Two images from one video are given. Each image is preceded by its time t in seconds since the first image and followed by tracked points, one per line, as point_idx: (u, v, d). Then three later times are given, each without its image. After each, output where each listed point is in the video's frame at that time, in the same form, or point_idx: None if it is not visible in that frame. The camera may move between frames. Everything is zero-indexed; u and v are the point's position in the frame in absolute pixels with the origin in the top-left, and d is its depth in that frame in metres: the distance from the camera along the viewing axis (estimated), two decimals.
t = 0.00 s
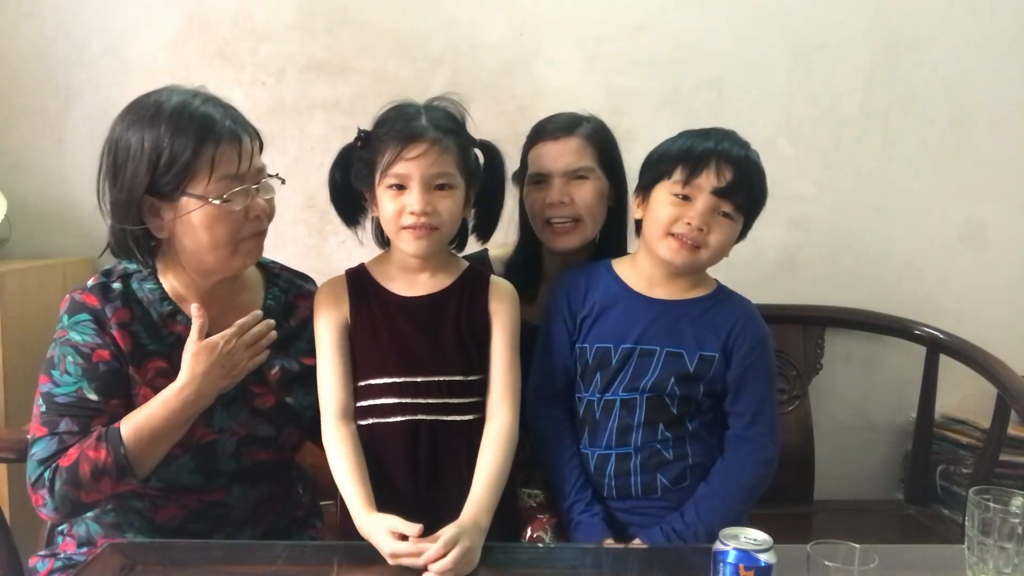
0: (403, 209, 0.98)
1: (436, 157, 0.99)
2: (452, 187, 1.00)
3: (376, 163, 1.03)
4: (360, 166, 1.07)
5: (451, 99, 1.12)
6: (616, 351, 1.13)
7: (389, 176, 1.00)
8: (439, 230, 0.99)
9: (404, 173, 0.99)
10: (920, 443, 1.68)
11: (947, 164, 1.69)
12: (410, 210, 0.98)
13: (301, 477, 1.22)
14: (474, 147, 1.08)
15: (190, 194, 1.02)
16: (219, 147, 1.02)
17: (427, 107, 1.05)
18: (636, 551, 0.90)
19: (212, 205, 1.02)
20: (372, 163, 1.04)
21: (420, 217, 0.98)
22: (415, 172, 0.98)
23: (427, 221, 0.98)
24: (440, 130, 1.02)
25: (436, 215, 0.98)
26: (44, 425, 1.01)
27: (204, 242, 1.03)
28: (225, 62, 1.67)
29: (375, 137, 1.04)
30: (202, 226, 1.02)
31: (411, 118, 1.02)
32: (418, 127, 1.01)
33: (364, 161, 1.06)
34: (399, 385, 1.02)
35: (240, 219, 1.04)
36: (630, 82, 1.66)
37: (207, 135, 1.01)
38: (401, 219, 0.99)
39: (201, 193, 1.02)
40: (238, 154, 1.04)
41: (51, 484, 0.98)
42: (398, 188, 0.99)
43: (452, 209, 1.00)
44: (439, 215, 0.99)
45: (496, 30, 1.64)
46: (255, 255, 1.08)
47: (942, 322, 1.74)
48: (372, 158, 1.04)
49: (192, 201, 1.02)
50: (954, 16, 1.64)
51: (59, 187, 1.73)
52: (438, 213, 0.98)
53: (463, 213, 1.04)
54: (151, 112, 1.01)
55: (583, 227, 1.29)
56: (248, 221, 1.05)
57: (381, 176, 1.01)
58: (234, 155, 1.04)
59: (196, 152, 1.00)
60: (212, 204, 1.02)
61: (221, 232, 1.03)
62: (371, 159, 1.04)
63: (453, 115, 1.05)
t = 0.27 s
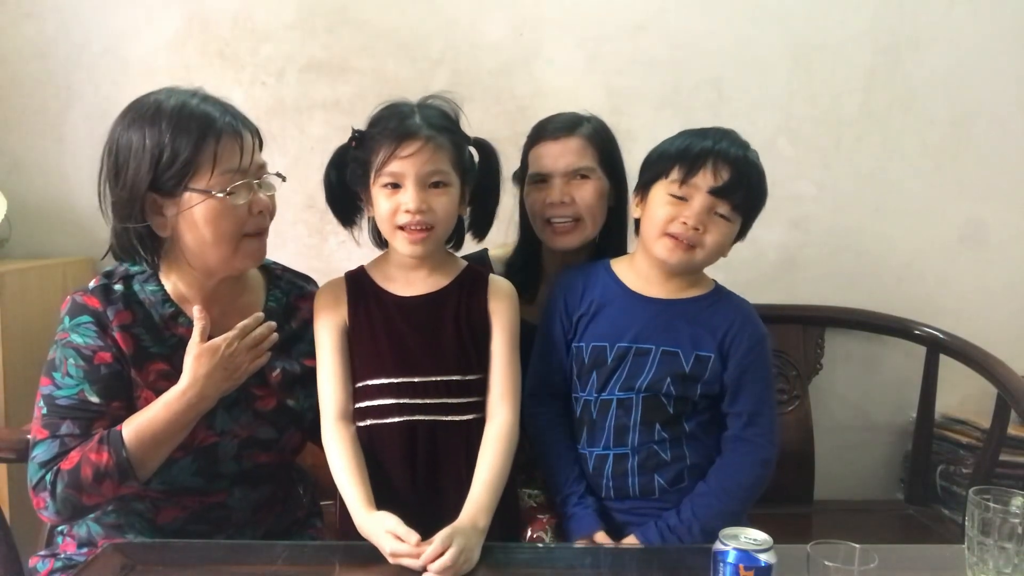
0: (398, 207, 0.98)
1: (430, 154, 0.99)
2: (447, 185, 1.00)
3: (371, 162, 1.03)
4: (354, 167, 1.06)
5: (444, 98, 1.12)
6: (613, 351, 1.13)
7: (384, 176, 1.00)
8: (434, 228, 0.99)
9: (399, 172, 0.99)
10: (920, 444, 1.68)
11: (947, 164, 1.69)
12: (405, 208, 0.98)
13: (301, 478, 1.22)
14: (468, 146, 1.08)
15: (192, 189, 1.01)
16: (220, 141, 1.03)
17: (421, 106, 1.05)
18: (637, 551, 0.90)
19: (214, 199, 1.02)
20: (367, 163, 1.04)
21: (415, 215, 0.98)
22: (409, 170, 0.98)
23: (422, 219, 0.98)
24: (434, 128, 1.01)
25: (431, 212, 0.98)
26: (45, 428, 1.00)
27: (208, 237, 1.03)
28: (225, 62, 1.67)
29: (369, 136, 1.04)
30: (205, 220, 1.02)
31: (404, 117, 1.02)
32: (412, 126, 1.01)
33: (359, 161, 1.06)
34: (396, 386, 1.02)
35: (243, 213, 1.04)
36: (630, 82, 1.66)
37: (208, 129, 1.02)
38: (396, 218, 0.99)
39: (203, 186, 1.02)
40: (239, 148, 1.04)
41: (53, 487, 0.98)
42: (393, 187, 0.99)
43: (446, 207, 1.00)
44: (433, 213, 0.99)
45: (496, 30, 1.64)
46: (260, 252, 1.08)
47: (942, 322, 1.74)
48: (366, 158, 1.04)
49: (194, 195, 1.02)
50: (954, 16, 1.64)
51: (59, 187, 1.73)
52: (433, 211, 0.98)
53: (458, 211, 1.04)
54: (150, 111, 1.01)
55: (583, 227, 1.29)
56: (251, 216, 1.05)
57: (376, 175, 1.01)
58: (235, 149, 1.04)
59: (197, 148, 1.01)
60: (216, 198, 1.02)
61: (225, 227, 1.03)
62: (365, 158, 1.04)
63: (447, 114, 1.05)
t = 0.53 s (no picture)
0: (397, 202, 0.98)
1: (429, 148, 0.99)
2: (446, 179, 1.00)
3: (369, 160, 1.03)
4: (354, 165, 1.06)
5: (441, 96, 1.13)
6: (612, 352, 1.13)
7: (382, 171, 1.00)
8: (434, 223, 0.99)
9: (397, 166, 0.99)
10: (920, 444, 1.68)
11: (947, 164, 1.69)
12: (405, 203, 0.98)
13: (300, 478, 1.22)
14: (466, 143, 1.08)
15: (190, 186, 1.01)
16: (219, 139, 1.03)
17: (418, 103, 1.05)
18: (636, 552, 0.90)
19: (212, 196, 1.02)
20: (365, 162, 1.04)
21: (414, 209, 0.97)
22: (408, 165, 0.98)
23: (422, 213, 0.98)
24: (431, 124, 1.02)
25: (431, 207, 0.98)
26: (41, 431, 1.00)
27: (203, 234, 1.03)
28: (225, 62, 1.67)
29: (366, 135, 1.04)
30: (202, 218, 1.02)
31: (401, 114, 1.02)
32: (410, 122, 1.01)
33: (358, 159, 1.06)
34: (397, 388, 1.03)
35: (240, 211, 1.04)
36: (630, 82, 1.66)
37: (207, 127, 1.02)
38: (395, 213, 0.98)
39: (202, 184, 1.02)
40: (238, 147, 1.05)
41: (49, 490, 0.98)
42: (392, 182, 0.99)
43: (446, 201, 1.00)
44: (433, 207, 0.98)
45: (496, 30, 1.64)
46: (254, 252, 1.08)
47: (942, 322, 1.74)
48: (365, 156, 1.04)
49: (192, 192, 1.01)
50: (954, 16, 1.64)
51: (58, 188, 1.73)
52: (433, 205, 0.98)
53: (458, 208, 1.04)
54: (148, 108, 1.01)
55: (584, 227, 1.29)
56: (246, 215, 1.05)
57: (374, 172, 1.01)
58: (234, 147, 1.05)
59: (195, 144, 1.01)
60: (212, 196, 1.02)
61: (220, 225, 1.03)
62: (363, 157, 1.04)
63: (445, 111, 1.05)
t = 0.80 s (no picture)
0: (399, 201, 0.98)
1: (430, 147, 0.99)
2: (447, 177, 1.01)
3: (370, 159, 1.03)
4: (354, 165, 1.07)
5: (443, 95, 1.12)
6: (612, 352, 1.13)
7: (383, 170, 1.00)
8: (436, 222, 0.99)
9: (398, 165, 0.99)
10: (920, 443, 1.68)
11: (947, 164, 1.69)
12: (407, 202, 0.98)
13: (299, 479, 1.22)
14: (467, 142, 1.08)
15: (187, 187, 1.01)
16: (222, 144, 1.03)
17: (418, 102, 1.05)
18: (635, 553, 0.90)
19: (207, 199, 1.02)
20: (366, 161, 1.04)
21: (416, 208, 0.98)
22: (409, 163, 0.98)
23: (424, 212, 0.98)
24: (432, 122, 1.02)
25: (433, 205, 0.98)
26: (37, 434, 1.01)
27: (195, 235, 1.03)
28: (225, 62, 1.67)
29: (367, 135, 1.04)
30: (195, 220, 1.02)
31: (401, 114, 1.02)
32: (410, 121, 1.01)
33: (358, 159, 1.06)
34: (398, 390, 1.03)
35: (234, 216, 1.04)
36: (630, 82, 1.66)
37: (211, 131, 1.02)
38: (398, 212, 0.98)
39: (199, 186, 1.02)
40: (240, 153, 1.05)
41: (46, 493, 0.99)
42: (393, 181, 0.99)
43: (448, 200, 1.00)
44: (435, 206, 0.98)
45: (496, 30, 1.64)
46: (244, 257, 1.08)
47: (942, 322, 1.74)
48: (365, 155, 1.04)
49: (188, 193, 1.01)
50: (954, 16, 1.64)
51: (58, 188, 1.73)
52: (434, 203, 0.98)
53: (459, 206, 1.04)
54: (153, 106, 1.01)
55: (585, 226, 1.30)
56: (239, 219, 1.05)
57: (375, 171, 1.01)
58: (236, 153, 1.05)
59: (197, 146, 1.01)
60: (207, 197, 1.02)
61: (213, 227, 1.03)
62: (364, 157, 1.04)
63: (445, 109, 1.05)
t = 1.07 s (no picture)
0: (400, 203, 0.98)
1: (431, 147, 0.99)
2: (448, 178, 1.01)
3: (371, 160, 1.03)
4: (355, 165, 1.07)
5: (443, 95, 1.13)
6: (611, 351, 1.13)
7: (384, 172, 1.00)
8: (437, 223, 0.99)
9: (399, 167, 0.99)
10: (920, 443, 1.68)
11: (947, 164, 1.69)
12: (408, 203, 0.98)
13: (298, 479, 1.22)
14: (468, 142, 1.08)
15: (184, 184, 1.01)
16: (217, 140, 1.03)
17: (420, 102, 1.05)
18: (635, 553, 0.90)
19: (204, 196, 1.02)
20: (367, 162, 1.04)
21: (417, 210, 0.98)
22: (410, 164, 0.98)
23: (425, 214, 0.98)
24: (433, 122, 1.02)
25: (434, 207, 0.98)
26: (36, 435, 1.01)
27: (193, 233, 1.02)
28: (225, 62, 1.67)
29: (368, 135, 1.04)
30: (193, 217, 1.02)
31: (403, 114, 1.02)
32: (411, 122, 1.01)
33: (359, 159, 1.05)
34: (399, 392, 1.03)
35: (231, 213, 1.04)
36: (630, 82, 1.66)
37: (206, 127, 1.02)
38: (399, 214, 0.98)
39: (196, 183, 1.02)
40: (235, 149, 1.05)
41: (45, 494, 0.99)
42: (394, 183, 1.00)
43: (449, 201, 1.00)
44: (436, 208, 0.98)
45: (496, 30, 1.64)
46: (242, 254, 1.08)
47: (942, 322, 1.74)
48: (366, 155, 1.04)
49: (185, 191, 1.01)
50: (955, 16, 1.64)
51: (58, 188, 1.73)
52: (436, 205, 0.98)
53: (461, 207, 1.04)
54: (148, 105, 1.01)
55: (588, 224, 1.29)
56: (237, 217, 1.05)
57: (376, 172, 1.01)
58: (231, 150, 1.05)
59: (192, 142, 1.01)
60: (205, 193, 1.02)
61: (211, 225, 1.03)
62: (365, 157, 1.04)
63: (446, 109, 1.05)
